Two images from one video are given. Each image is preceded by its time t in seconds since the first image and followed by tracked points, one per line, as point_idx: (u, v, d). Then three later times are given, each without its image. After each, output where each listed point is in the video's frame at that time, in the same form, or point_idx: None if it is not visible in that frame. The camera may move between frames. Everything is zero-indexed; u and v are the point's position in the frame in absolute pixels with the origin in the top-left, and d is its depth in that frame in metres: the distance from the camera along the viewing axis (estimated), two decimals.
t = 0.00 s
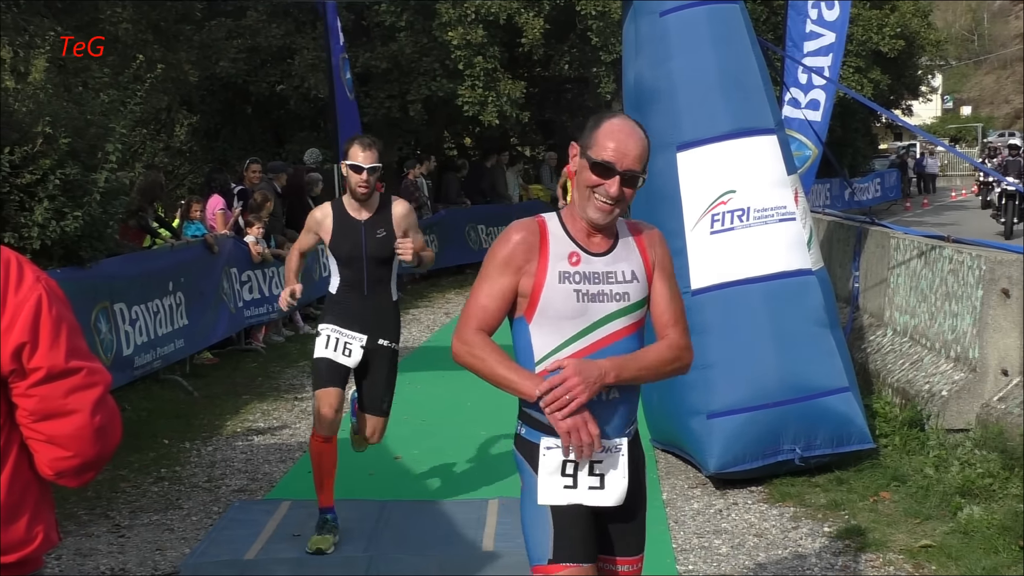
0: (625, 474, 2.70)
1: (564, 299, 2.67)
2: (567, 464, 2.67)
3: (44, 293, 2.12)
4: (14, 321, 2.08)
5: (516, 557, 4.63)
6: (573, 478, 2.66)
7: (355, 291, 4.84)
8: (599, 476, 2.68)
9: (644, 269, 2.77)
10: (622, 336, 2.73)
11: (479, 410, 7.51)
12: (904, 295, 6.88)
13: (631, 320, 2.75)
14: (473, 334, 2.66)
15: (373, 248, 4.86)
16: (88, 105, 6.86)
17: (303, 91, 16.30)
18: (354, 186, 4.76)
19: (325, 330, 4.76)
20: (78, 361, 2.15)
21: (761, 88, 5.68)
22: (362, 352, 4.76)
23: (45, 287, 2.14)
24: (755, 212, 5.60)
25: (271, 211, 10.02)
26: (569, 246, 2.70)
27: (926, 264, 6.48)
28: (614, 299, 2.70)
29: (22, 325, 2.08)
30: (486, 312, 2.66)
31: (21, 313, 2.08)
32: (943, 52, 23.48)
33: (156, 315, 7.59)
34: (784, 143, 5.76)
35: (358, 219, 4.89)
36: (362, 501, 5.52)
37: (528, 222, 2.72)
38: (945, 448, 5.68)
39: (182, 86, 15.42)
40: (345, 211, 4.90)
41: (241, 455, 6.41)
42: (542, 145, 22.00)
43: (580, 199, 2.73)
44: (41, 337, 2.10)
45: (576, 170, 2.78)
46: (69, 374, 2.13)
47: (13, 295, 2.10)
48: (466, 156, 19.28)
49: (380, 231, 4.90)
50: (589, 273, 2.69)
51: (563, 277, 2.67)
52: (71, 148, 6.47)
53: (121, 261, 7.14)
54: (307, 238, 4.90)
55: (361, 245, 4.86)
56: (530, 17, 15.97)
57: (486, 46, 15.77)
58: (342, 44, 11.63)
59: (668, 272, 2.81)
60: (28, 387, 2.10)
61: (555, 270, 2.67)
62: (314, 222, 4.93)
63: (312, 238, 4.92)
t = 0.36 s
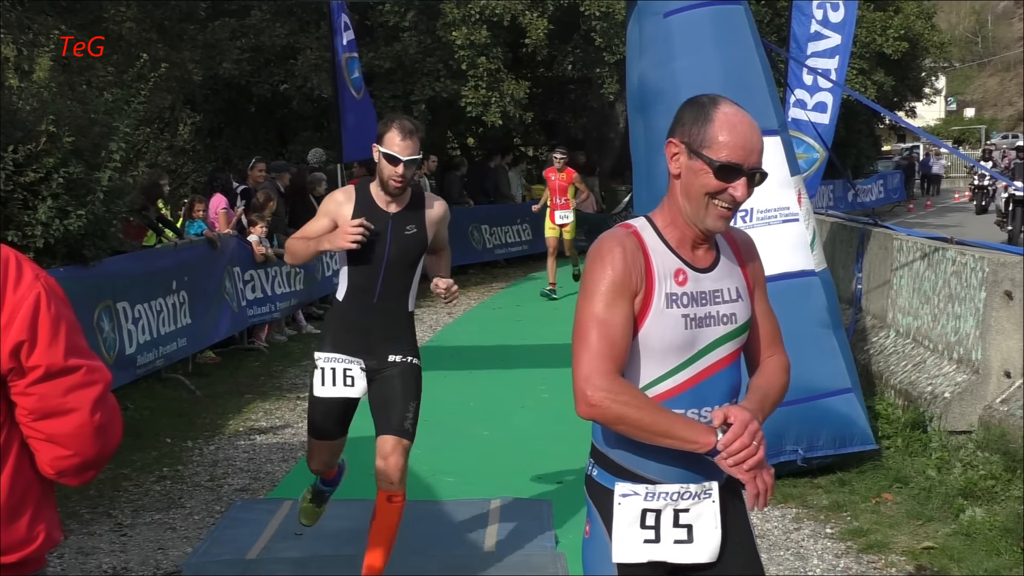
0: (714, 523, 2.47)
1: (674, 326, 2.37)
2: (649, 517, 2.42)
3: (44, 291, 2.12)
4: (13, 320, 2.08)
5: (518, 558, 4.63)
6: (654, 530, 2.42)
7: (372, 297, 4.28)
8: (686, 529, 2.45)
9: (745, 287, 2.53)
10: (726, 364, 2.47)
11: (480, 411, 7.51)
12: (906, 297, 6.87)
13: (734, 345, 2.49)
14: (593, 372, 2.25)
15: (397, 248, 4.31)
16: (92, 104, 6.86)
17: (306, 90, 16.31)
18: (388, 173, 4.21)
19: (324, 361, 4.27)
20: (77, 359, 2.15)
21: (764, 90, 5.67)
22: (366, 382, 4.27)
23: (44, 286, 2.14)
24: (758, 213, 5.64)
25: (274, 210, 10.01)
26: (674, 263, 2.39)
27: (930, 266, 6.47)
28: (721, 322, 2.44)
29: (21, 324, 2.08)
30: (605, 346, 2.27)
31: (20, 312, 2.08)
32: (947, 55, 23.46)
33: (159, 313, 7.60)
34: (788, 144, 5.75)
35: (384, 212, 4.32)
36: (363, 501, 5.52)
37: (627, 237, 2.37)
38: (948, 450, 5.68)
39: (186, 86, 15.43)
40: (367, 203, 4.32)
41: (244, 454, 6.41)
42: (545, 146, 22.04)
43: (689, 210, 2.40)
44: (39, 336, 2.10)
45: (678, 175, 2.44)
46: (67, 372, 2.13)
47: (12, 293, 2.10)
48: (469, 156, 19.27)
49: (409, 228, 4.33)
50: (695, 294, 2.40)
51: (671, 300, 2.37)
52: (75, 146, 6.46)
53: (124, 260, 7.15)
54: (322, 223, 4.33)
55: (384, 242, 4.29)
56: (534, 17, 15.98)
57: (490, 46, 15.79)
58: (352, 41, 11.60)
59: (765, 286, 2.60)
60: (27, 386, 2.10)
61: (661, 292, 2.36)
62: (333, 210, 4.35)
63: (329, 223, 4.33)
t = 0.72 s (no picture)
0: None
1: (812, 365, 2.16)
2: None
3: (45, 295, 2.12)
4: (13, 325, 2.07)
5: (520, 558, 4.63)
6: None
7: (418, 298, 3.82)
8: None
9: (903, 333, 2.27)
10: (871, 416, 2.23)
11: (481, 411, 7.51)
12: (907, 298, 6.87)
13: (883, 398, 2.24)
14: (677, 403, 2.12)
15: (437, 243, 3.84)
16: (93, 104, 6.84)
17: (307, 91, 16.31)
18: (426, 159, 3.79)
19: (386, 382, 3.73)
20: (78, 364, 2.16)
21: (766, 90, 5.66)
22: (435, 410, 3.76)
23: (45, 290, 2.14)
24: (759, 214, 5.51)
25: (275, 211, 10.01)
26: (815, 294, 2.18)
27: (930, 267, 6.48)
28: (867, 368, 2.20)
29: (21, 329, 2.08)
30: (695, 377, 2.12)
31: (20, 317, 2.08)
32: (948, 55, 23.44)
33: (159, 314, 7.60)
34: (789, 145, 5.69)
35: (418, 204, 3.87)
36: (365, 501, 5.52)
37: (752, 260, 2.19)
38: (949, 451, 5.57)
39: (187, 86, 15.43)
40: (396, 194, 3.88)
41: (245, 454, 6.41)
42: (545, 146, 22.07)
43: (849, 240, 2.18)
44: (40, 340, 2.10)
45: (841, 199, 2.21)
46: (68, 377, 2.13)
47: (14, 299, 2.10)
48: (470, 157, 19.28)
49: (449, 219, 3.87)
50: (834, 331, 2.17)
51: (809, 336, 2.15)
52: (75, 147, 6.45)
53: (126, 259, 7.15)
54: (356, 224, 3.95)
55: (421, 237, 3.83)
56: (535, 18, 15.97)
57: (491, 47, 15.77)
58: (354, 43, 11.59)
59: (926, 336, 2.33)
60: (28, 390, 2.10)
61: (797, 326, 2.15)
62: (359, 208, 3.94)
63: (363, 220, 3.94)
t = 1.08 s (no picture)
0: None
1: (993, 431, 1.74)
2: None
3: (52, 304, 2.10)
4: (20, 334, 2.05)
5: (518, 560, 4.63)
6: None
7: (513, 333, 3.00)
8: None
9: None
10: None
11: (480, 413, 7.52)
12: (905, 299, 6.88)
13: None
14: (817, 492, 1.73)
15: (519, 268, 2.98)
16: (92, 107, 6.89)
17: (305, 93, 16.30)
18: (519, 187, 2.88)
19: (437, 434, 2.94)
20: (83, 373, 2.13)
21: (763, 93, 5.68)
22: (502, 450, 2.94)
23: (53, 298, 2.12)
24: (757, 216, 5.58)
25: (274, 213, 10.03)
26: (982, 341, 1.75)
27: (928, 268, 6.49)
28: None
29: (27, 337, 2.05)
30: (842, 463, 1.71)
31: (27, 326, 2.05)
32: (946, 57, 23.46)
33: (158, 316, 7.60)
34: (785, 146, 5.74)
35: (496, 225, 2.95)
36: (365, 503, 5.52)
37: (907, 312, 1.72)
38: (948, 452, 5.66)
39: (185, 88, 15.44)
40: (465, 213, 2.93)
41: (243, 457, 6.41)
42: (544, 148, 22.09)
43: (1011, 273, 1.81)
44: (47, 348, 2.07)
45: (1007, 227, 1.79)
46: (74, 386, 2.11)
47: (22, 307, 2.07)
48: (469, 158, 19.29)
49: (528, 237, 3.00)
50: (1004, 381, 1.78)
51: (986, 396, 1.74)
52: (74, 149, 6.46)
53: (124, 262, 7.14)
54: (420, 251, 2.85)
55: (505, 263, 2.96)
56: (533, 20, 15.98)
57: (490, 48, 15.76)
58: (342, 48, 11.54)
59: None
60: (32, 399, 2.08)
61: (974, 387, 1.72)
62: (423, 233, 2.87)
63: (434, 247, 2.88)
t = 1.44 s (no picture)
0: None
1: None
2: None
3: (61, 309, 2.10)
4: (29, 338, 2.06)
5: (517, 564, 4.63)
6: None
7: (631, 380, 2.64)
8: None
9: None
10: None
11: (479, 416, 7.52)
12: (904, 302, 6.89)
13: None
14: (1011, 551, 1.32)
15: (639, 307, 2.62)
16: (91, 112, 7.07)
17: (304, 97, 16.32)
18: (638, 214, 2.56)
19: (544, 498, 2.63)
20: (91, 378, 2.14)
21: (762, 98, 5.69)
22: (621, 520, 2.62)
23: (62, 304, 2.12)
24: (756, 220, 5.59)
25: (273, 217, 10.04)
26: None
27: (926, 272, 6.50)
28: None
29: (36, 342, 2.06)
30: None
31: (36, 330, 2.06)
32: (944, 60, 23.50)
33: (157, 320, 7.60)
34: (784, 150, 5.76)
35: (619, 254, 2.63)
36: (364, 507, 5.53)
37: None
38: (946, 456, 5.72)
39: (184, 92, 15.46)
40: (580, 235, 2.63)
41: (242, 461, 6.41)
42: (543, 153, 22.11)
43: None
44: (55, 353, 2.08)
45: None
46: (81, 391, 2.11)
47: (31, 311, 2.07)
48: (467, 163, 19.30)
49: (654, 273, 2.64)
50: None
51: None
52: (72, 154, 6.49)
53: (124, 266, 7.15)
54: (530, 280, 2.59)
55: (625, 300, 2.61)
56: (531, 24, 16.02)
57: (488, 52, 15.80)
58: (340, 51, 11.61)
59: None
60: (40, 403, 2.09)
61: None
62: (533, 258, 2.60)
63: (543, 278, 2.61)
